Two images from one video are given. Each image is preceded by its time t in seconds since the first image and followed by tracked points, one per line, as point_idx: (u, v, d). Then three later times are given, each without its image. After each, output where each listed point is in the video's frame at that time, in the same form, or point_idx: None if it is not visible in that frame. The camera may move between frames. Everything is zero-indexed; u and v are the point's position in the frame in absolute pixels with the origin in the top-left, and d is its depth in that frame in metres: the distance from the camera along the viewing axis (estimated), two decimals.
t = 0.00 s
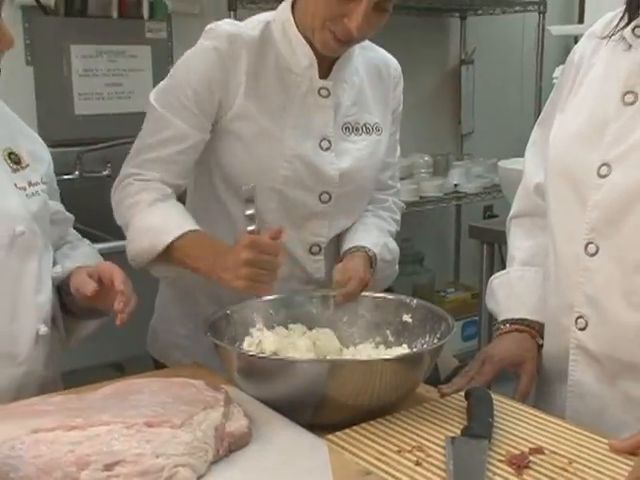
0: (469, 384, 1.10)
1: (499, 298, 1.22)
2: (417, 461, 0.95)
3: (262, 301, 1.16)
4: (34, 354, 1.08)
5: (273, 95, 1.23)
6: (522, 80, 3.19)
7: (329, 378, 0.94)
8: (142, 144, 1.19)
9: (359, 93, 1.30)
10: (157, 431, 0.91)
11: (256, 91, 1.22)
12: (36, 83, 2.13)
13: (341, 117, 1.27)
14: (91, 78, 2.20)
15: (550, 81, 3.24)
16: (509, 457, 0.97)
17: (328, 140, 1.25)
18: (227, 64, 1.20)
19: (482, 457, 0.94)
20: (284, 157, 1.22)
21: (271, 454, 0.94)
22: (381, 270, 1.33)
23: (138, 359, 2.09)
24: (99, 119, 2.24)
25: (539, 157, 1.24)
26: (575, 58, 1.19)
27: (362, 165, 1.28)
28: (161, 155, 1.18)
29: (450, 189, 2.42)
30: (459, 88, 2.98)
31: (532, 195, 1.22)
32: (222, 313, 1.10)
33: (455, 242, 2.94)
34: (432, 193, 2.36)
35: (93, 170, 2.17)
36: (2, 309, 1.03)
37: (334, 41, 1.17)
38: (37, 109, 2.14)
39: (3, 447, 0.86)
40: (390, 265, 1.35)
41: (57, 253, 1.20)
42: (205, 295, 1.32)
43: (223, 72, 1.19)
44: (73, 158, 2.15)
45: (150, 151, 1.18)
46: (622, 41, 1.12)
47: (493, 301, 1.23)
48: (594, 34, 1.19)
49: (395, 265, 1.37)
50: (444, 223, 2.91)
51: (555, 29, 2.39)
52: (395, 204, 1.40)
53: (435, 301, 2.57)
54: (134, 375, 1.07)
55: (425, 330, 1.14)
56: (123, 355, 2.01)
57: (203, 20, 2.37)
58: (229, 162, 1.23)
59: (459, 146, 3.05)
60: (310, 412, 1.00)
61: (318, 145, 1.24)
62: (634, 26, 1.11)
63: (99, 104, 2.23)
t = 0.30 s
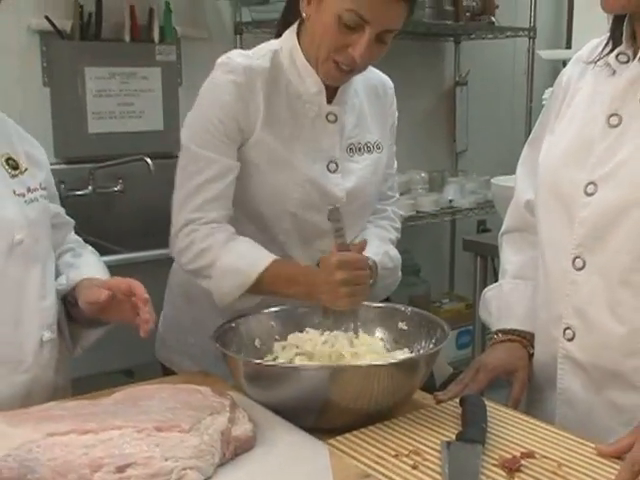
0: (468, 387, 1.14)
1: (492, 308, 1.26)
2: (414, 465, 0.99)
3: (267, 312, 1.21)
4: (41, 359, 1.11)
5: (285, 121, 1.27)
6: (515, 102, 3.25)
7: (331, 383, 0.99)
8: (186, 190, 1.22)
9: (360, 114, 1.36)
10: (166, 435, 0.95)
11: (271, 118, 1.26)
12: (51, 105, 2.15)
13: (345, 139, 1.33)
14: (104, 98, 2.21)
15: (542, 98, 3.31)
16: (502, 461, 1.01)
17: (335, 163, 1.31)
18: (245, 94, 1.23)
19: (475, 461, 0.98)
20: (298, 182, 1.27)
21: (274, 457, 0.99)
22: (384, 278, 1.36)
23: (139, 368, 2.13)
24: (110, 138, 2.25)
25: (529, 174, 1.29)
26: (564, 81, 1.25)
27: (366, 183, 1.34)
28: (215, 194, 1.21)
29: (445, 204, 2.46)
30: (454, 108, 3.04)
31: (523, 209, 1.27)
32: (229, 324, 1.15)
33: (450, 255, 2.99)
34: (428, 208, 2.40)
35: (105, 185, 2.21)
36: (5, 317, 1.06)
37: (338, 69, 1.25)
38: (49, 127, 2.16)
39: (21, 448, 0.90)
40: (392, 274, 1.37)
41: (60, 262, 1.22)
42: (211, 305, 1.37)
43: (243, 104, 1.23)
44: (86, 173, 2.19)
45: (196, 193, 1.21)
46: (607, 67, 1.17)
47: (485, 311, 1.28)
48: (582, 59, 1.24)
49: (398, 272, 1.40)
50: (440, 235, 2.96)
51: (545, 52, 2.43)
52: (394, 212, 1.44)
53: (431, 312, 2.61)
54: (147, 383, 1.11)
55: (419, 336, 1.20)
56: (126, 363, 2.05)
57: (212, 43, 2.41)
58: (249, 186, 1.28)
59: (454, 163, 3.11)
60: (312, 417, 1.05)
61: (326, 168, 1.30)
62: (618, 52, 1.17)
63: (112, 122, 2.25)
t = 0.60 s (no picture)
0: (462, 390, 1.19)
1: (484, 314, 1.31)
2: (410, 463, 1.04)
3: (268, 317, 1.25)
4: (34, 381, 1.10)
5: (286, 126, 1.32)
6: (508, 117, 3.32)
7: (333, 385, 1.04)
8: (170, 177, 1.27)
9: (358, 125, 1.41)
10: (173, 435, 0.99)
11: (271, 121, 1.31)
12: (66, 119, 2.25)
13: (343, 145, 1.37)
14: (115, 113, 2.32)
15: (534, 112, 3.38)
16: (494, 460, 1.06)
17: (332, 167, 1.35)
18: (245, 96, 1.29)
19: (469, 460, 1.03)
20: (295, 182, 1.31)
21: (276, 455, 1.03)
22: (373, 289, 1.41)
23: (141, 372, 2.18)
24: (119, 150, 2.34)
25: (520, 187, 1.34)
26: (552, 99, 1.30)
27: (361, 189, 1.38)
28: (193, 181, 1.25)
29: (440, 214, 2.52)
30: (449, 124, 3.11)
31: (513, 221, 1.32)
32: (232, 329, 1.18)
33: (445, 263, 3.05)
34: (424, 218, 2.46)
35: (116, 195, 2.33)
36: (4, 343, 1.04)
37: (333, 77, 1.29)
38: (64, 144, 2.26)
39: (36, 446, 0.95)
40: (378, 285, 1.41)
41: (54, 275, 1.21)
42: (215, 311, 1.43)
43: (242, 106, 1.28)
44: (98, 184, 2.29)
45: (179, 182, 1.26)
46: (592, 85, 1.22)
47: (478, 318, 1.33)
48: (569, 78, 1.30)
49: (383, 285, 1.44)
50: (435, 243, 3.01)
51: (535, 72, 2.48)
52: (386, 227, 1.48)
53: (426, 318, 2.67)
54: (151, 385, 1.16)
55: (414, 342, 1.25)
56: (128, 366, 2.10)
57: (218, 60, 2.52)
58: (244, 186, 1.32)
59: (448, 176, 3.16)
60: (313, 418, 1.09)
61: (323, 171, 1.35)
62: (603, 71, 1.22)
63: (120, 136, 2.35)
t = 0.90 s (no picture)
0: (462, 391, 1.23)
1: (482, 320, 1.36)
2: (412, 462, 1.08)
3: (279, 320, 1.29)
4: (60, 381, 1.12)
5: (279, 134, 1.41)
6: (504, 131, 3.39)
7: (336, 385, 1.08)
8: (178, 188, 1.38)
9: (355, 133, 1.48)
10: (186, 434, 1.04)
11: (263, 130, 1.41)
12: (83, 132, 2.33)
13: (340, 150, 1.45)
14: (131, 125, 2.39)
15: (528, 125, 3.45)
16: (492, 460, 1.10)
17: (326, 171, 1.43)
18: (237, 109, 1.39)
19: (468, 459, 1.07)
20: (288, 184, 1.40)
21: (283, 454, 1.08)
22: (394, 292, 1.48)
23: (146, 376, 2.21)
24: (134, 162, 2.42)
25: (516, 198, 1.39)
26: (544, 115, 1.36)
27: (357, 192, 1.45)
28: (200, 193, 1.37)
29: (440, 223, 2.57)
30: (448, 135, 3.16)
31: (509, 231, 1.38)
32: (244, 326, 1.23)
33: (443, 270, 3.09)
34: (424, 227, 2.51)
35: (130, 204, 2.40)
36: (32, 347, 1.06)
37: (326, 85, 1.37)
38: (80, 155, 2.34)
39: (57, 444, 0.98)
40: (401, 287, 1.49)
41: (81, 285, 1.24)
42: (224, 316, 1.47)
43: (234, 116, 1.39)
44: (112, 193, 2.37)
45: (185, 190, 1.37)
46: (582, 101, 1.28)
47: (475, 323, 1.38)
48: (560, 95, 1.36)
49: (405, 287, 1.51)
50: (433, 251, 3.06)
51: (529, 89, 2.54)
52: (401, 231, 1.57)
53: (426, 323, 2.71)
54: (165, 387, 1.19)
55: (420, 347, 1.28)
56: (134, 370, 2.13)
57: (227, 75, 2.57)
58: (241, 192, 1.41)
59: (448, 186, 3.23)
60: (318, 417, 1.14)
61: (317, 175, 1.42)
62: (593, 88, 1.28)
63: (137, 148, 2.43)
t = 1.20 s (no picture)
0: (466, 396, 1.28)
1: (485, 326, 1.41)
2: (419, 464, 1.12)
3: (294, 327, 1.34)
4: (99, 384, 1.16)
5: (304, 152, 1.45)
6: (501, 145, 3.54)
7: (345, 390, 1.12)
8: (217, 207, 1.40)
9: (375, 148, 1.53)
10: (202, 437, 1.08)
11: (290, 148, 1.45)
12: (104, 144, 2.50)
13: (362, 167, 1.49)
14: (148, 140, 2.55)
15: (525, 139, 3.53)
16: (496, 460, 1.14)
17: (351, 188, 1.47)
18: (266, 128, 1.43)
19: (472, 460, 1.11)
20: (316, 202, 1.43)
21: (295, 456, 1.12)
22: (435, 298, 1.50)
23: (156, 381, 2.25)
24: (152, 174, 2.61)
25: (516, 209, 1.45)
26: (543, 129, 1.42)
27: (382, 207, 1.49)
28: (240, 208, 1.38)
29: (442, 231, 2.64)
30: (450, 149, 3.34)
31: (511, 240, 1.43)
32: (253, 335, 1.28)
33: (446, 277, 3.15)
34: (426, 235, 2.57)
35: (147, 215, 2.50)
36: (72, 351, 1.10)
37: (346, 100, 1.42)
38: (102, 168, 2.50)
39: (79, 445, 1.02)
40: (441, 290, 1.51)
41: (126, 306, 1.28)
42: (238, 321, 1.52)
43: (263, 135, 1.42)
44: (129, 204, 2.47)
45: (224, 208, 1.39)
46: (577, 116, 1.33)
47: (480, 330, 1.42)
48: (557, 111, 1.41)
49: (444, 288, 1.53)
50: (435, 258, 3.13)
51: (528, 103, 2.60)
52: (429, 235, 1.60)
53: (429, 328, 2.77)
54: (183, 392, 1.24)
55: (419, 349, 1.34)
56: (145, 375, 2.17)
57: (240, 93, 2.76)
58: (276, 208, 1.45)
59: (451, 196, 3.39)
60: (328, 419, 1.18)
61: (343, 192, 1.46)
62: (588, 103, 1.33)
63: (155, 161, 2.59)
